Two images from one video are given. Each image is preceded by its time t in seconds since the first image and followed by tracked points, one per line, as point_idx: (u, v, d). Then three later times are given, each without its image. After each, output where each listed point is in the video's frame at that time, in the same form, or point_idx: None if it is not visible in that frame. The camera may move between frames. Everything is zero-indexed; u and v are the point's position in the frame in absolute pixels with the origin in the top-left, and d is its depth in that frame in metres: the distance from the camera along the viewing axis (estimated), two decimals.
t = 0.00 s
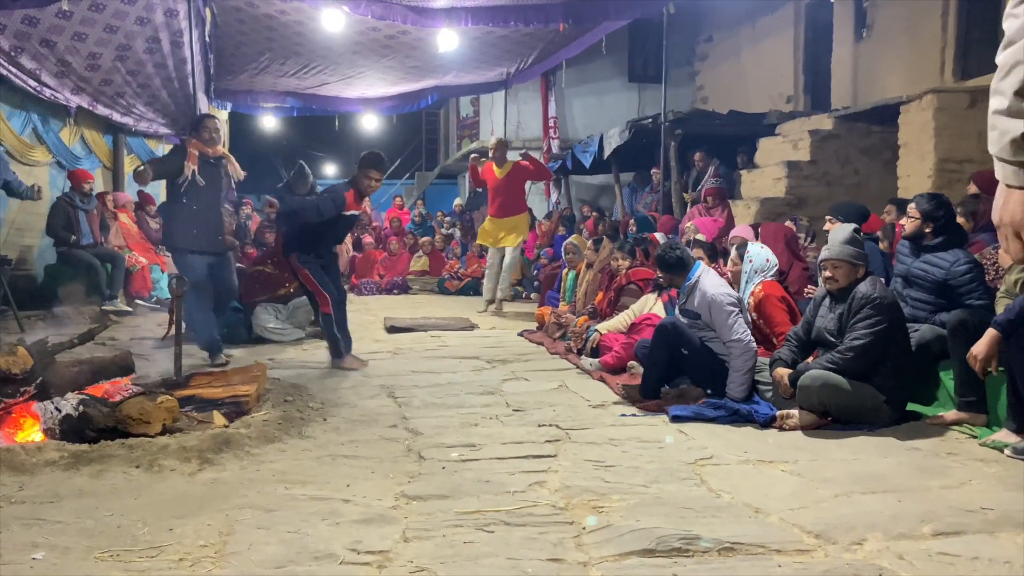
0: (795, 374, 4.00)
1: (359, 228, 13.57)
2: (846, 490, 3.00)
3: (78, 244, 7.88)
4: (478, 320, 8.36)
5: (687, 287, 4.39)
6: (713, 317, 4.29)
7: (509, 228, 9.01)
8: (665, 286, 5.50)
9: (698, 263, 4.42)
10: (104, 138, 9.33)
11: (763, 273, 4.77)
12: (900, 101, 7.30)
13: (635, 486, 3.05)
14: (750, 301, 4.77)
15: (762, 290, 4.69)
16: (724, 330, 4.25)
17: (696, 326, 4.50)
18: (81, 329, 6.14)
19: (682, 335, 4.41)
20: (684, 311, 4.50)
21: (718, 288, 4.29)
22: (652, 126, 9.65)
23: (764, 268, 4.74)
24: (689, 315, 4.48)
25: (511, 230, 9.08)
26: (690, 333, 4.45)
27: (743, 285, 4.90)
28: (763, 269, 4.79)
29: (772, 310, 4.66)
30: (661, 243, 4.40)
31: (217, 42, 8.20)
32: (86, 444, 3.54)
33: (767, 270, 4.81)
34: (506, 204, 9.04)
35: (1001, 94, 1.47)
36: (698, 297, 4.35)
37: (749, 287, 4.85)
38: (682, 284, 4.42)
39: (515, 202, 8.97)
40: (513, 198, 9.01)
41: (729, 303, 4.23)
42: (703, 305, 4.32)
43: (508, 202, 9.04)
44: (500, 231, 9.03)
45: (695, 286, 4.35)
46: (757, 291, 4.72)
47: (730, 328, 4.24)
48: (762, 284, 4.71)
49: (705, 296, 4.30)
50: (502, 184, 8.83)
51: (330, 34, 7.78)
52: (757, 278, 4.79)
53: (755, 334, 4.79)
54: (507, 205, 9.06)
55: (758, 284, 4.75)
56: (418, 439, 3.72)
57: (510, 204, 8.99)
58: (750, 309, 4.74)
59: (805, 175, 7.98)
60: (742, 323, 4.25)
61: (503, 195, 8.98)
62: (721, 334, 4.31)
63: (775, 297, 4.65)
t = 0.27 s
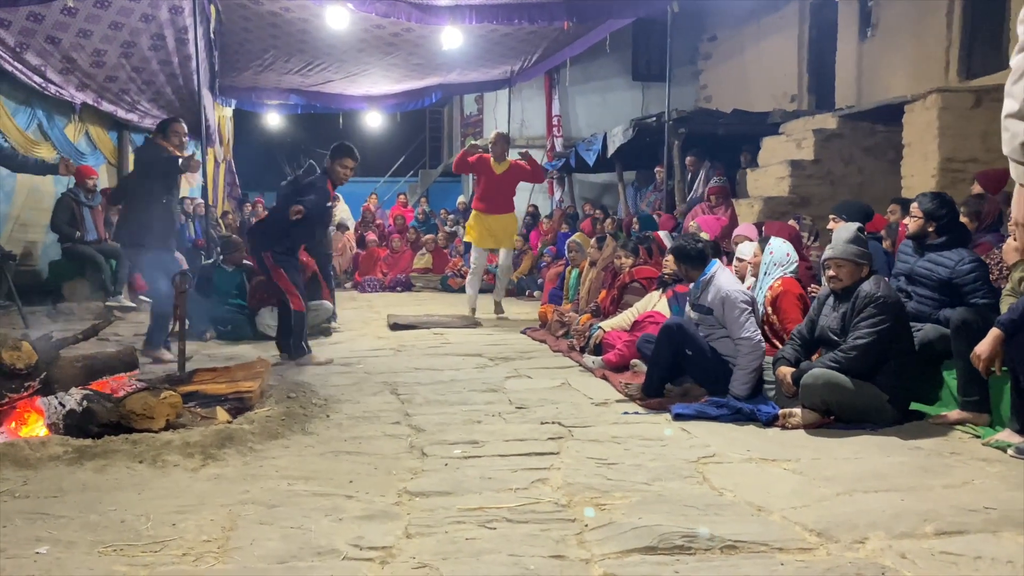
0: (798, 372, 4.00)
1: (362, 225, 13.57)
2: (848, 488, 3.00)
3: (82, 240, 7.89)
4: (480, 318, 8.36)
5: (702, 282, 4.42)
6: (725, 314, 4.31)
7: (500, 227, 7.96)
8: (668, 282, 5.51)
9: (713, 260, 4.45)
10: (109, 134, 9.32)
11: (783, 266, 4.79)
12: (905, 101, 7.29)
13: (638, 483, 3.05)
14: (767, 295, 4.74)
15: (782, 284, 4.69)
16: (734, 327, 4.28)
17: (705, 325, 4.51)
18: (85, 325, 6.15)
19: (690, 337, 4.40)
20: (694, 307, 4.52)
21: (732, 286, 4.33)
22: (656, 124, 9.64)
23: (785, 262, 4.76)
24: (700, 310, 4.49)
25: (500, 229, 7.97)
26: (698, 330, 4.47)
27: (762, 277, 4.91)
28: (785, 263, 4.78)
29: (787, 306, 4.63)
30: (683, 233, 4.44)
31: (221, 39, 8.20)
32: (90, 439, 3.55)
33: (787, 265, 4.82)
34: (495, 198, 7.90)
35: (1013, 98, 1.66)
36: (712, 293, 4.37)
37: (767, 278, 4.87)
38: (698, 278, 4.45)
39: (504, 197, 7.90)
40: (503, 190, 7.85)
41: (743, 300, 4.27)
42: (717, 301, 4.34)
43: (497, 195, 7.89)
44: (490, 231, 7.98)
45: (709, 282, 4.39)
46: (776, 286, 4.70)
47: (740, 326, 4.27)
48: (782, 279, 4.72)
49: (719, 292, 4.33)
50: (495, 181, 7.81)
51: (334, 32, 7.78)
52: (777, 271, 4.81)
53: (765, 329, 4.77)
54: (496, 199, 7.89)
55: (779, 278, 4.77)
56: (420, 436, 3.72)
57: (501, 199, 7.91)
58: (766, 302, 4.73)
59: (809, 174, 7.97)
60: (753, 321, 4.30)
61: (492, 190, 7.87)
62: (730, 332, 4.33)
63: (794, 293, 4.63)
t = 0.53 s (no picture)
0: (807, 370, 4.00)
1: (369, 222, 13.58)
2: (857, 486, 2.99)
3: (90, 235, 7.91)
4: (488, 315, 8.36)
5: (722, 281, 4.34)
6: (745, 316, 4.24)
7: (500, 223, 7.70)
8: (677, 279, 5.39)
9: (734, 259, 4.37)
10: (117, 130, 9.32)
11: (808, 262, 4.80)
12: (915, 98, 7.25)
13: (646, 480, 3.04)
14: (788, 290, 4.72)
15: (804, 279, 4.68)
16: (755, 329, 4.21)
17: (722, 325, 4.45)
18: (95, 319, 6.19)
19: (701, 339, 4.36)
20: (712, 307, 4.44)
21: (754, 287, 4.25)
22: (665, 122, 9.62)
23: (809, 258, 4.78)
24: (719, 310, 4.42)
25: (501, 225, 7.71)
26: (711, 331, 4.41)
27: (786, 272, 4.93)
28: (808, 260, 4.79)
29: (807, 302, 4.59)
30: (705, 231, 4.34)
31: (230, 35, 8.21)
32: (99, 432, 3.56)
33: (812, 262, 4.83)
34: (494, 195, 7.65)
35: None
36: (733, 293, 4.29)
37: (791, 273, 4.88)
38: (718, 277, 4.37)
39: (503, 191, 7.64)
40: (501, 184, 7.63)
41: (765, 302, 4.20)
42: (737, 302, 4.27)
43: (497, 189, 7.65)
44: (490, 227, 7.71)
45: (730, 283, 4.31)
46: (799, 281, 4.67)
47: (761, 329, 4.20)
48: (805, 274, 4.70)
49: (741, 292, 4.25)
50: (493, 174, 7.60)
51: (342, 28, 7.78)
52: (801, 266, 4.82)
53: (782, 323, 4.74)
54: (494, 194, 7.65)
55: (802, 273, 4.77)
56: (428, 431, 3.72)
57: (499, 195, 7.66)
58: (788, 296, 4.71)
59: (818, 172, 7.93)
60: (773, 324, 4.23)
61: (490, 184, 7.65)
62: (749, 334, 4.26)
63: (817, 289, 4.60)
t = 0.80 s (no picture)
0: (819, 368, 4.05)
1: (378, 217, 13.60)
2: (868, 482, 2.98)
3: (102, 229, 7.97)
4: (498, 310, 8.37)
5: (740, 282, 4.31)
6: (764, 318, 4.19)
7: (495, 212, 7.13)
8: (684, 276, 5.34)
9: (753, 261, 4.33)
10: (128, 125, 9.39)
11: (826, 258, 4.79)
12: (928, 94, 7.22)
13: (656, 475, 3.05)
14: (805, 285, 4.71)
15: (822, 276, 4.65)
16: (773, 332, 4.15)
17: (738, 326, 4.41)
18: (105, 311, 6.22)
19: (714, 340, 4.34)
20: (729, 308, 4.41)
21: (773, 290, 4.21)
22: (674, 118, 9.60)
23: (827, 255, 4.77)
24: (735, 312, 4.39)
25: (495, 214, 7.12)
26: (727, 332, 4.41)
27: (804, 268, 4.93)
28: (827, 255, 4.81)
29: (823, 298, 4.58)
30: (726, 230, 4.30)
31: (240, 30, 8.22)
32: (112, 424, 3.58)
33: (830, 258, 4.83)
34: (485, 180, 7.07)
35: None
36: (752, 294, 4.26)
37: (810, 269, 4.89)
38: (736, 278, 4.34)
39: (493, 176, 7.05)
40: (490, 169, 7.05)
41: (784, 305, 4.14)
42: (756, 303, 4.22)
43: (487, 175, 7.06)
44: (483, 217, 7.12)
45: (750, 286, 4.28)
46: (815, 276, 4.65)
47: (780, 333, 4.14)
48: (822, 270, 4.69)
49: (760, 294, 4.21)
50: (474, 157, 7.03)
51: (353, 23, 7.79)
52: (819, 262, 4.82)
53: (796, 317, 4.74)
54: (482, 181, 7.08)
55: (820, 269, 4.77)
56: (438, 425, 3.73)
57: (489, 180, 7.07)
58: (804, 291, 4.70)
59: (829, 168, 7.90)
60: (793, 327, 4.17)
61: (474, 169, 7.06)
62: (767, 337, 4.20)
63: (835, 285, 4.59)
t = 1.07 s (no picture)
0: (828, 363, 4.01)
1: (386, 213, 13.61)
2: (878, 479, 2.97)
3: (111, 223, 7.99)
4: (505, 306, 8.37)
5: (758, 280, 4.31)
6: (780, 317, 4.22)
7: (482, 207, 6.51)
8: (689, 275, 5.31)
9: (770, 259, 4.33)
10: (137, 120, 9.43)
11: (835, 255, 4.82)
12: (938, 90, 7.18)
13: (665, 471, 3.05)
14: (814, 282, 4.70)
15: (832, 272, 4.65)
16: (788, 331, 4.19)
17: (751, 323, 4.40)
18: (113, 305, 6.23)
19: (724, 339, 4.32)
20: (743, 304, 4.40)
21: (790, 288, 4.24)
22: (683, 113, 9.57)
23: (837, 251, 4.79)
24: (750, 310, 4.38)
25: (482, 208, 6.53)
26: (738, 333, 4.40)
27: (814, 265, 4.96)
28: (836, 252, 4.83)
29: (832, 295, 4.56)
30: (745, 225, 4.25)
31: (249, 25, 8.22)
32: (122, 418, 3.60)
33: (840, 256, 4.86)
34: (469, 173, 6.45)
35: None
36: (769, 292, 4.27)
37: (819, 266, 4.91)
38: (753, 276, 4.33)
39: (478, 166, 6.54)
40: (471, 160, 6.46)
41: (802, 304, 4.19)
42: (773, 301, 4.24)
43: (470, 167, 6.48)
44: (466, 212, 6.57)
45: (768, 284, 4.29)
46: (826, 274, 4.65)
47: (796, 332, 4.18)
48: (833, 267, 4.67)
49: (778, 292, 4.23)
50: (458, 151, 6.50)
51: (361, 19, 7.78)
52: (829, 259, 4.86)
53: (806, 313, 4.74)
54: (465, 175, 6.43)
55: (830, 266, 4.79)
56: (447, 420, 3.74)
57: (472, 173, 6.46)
58: (814, 287, 4.69)
59: (838, 164, 7.87)
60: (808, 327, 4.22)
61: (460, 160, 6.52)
62: (782, 335, 4.24)
63: (844, 282, 4.56)
